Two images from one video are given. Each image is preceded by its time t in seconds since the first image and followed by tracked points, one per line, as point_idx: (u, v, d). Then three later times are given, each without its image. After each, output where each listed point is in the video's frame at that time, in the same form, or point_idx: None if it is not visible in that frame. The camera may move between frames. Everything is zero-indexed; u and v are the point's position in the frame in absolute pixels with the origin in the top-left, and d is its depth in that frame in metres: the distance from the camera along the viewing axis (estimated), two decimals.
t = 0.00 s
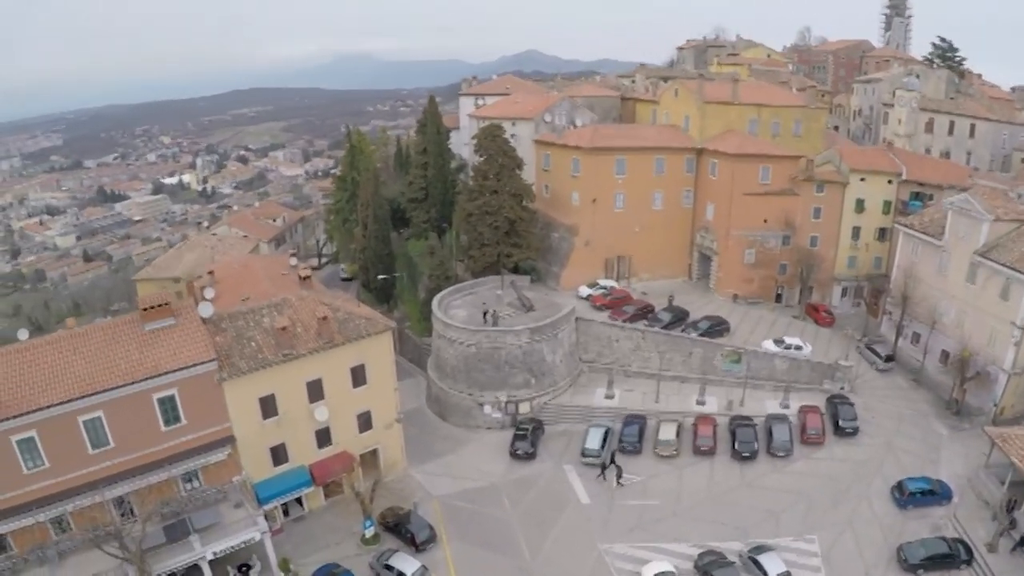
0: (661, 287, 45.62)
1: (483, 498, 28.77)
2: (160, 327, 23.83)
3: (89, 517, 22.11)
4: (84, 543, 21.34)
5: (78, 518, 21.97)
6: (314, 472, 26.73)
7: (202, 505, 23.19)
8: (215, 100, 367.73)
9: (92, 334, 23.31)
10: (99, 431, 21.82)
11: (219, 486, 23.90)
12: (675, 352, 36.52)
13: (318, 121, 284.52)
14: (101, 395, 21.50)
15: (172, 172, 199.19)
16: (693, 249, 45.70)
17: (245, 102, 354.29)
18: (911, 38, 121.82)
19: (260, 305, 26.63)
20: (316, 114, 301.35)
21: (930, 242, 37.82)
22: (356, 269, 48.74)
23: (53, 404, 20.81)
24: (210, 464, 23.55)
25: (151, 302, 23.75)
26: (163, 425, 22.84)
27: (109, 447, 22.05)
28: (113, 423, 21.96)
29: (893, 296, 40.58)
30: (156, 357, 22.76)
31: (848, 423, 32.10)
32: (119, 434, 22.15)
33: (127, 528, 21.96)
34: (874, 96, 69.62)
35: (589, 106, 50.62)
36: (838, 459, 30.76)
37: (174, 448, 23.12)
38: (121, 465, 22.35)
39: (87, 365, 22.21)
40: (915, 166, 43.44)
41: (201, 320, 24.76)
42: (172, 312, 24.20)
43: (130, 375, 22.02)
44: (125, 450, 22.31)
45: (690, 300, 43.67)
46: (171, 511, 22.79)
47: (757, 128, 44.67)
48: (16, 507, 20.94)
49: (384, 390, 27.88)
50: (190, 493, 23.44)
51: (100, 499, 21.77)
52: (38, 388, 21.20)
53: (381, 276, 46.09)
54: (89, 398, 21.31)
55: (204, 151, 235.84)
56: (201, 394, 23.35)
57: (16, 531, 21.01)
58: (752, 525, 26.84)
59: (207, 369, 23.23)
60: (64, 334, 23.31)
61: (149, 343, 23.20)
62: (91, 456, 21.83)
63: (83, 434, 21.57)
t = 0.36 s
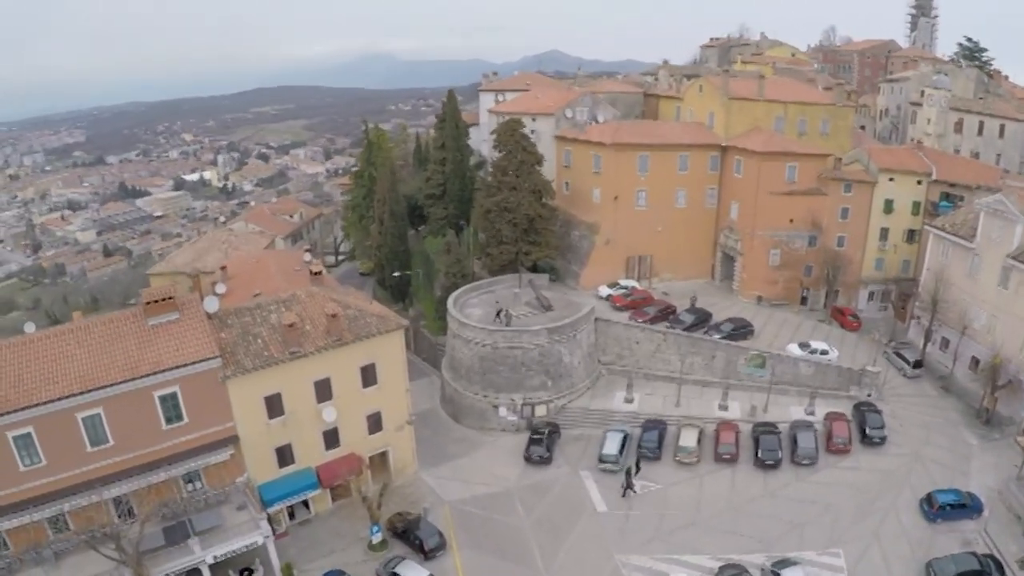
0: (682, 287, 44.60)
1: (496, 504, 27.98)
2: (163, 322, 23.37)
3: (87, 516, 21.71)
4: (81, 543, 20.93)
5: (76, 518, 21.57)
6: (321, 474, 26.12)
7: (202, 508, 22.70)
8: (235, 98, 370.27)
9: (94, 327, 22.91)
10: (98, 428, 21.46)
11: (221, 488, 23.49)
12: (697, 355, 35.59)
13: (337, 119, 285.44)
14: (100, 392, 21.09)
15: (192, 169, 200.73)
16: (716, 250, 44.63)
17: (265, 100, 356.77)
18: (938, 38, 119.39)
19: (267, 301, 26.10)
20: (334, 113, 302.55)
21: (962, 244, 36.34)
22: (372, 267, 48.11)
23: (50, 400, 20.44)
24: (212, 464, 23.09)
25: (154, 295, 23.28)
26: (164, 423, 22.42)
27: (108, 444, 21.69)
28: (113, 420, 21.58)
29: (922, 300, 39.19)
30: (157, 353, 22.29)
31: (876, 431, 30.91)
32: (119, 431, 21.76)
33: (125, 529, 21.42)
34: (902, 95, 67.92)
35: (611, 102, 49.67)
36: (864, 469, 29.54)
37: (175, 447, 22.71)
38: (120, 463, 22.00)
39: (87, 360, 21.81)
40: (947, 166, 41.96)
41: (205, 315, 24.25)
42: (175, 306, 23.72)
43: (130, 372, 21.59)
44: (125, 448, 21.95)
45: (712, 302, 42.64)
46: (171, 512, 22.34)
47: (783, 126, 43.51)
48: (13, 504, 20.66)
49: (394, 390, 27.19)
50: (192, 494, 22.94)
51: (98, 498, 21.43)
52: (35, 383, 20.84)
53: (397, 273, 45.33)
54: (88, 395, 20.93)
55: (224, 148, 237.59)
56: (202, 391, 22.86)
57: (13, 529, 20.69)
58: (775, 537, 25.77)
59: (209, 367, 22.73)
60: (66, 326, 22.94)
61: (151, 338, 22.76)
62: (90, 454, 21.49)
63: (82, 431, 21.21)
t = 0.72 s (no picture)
0: (693, 288, 43.52)
1: (499, 513, 26.98)
2: (152, 321, 22.71)
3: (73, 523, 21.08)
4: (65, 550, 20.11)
5: (61, 523, 20.94)
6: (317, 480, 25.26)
7: (193, 515, 21.88)
8: (243, 97, 370.91)
9: (82, 326, 22.30)
10: (83, 431, 20.76)
11: (211, 494, 22.74)
12: (709, 358, 34.53)
13: (344, 119, 285.20)
14: (85, 393, 20.39)
15: (198, 168, 200.61)
16: (728, 249, 43.55)
17: (272, 99, 357.20)
18: (949, 38, 117.75)
19: (262, 299, 25.26)
20: (340, 112, 302.55)
21: (981, 243, 34.99)
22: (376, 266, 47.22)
23: (33, 402, 19.73)
24: (203, 470, 22.40)
25: (144, 293, 22.66)
26: (153, 426, 21.72)
27: (95, 447, 21.00)
28: (99, 423, 20.89)
29: (940, 302, 37.91)
30: (145, 353, 21.57)
31: (894, 438, 29.71)
32: (106, 434, 21.08)
33: (112, 535, 20.87)
34: (916, 93, 66.63)
35: (620, 97, 48.61)
36: (881, 477, 28.34)
37: (165, 451, 21.99)
38: (108, 468, 21.31)
39: (73, 360, 21.14)
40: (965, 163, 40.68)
41: (196, 314, 23.51)
42: (165, 304, 23.02)
43: (117, 373, 20.88)
44: (112, 451, 21.27)
45: (724, 302, 41.55)
46: (161, 519, 21.48)
47: (796, 122, 42.43)
48: None
49: (394, 393, 26.24)
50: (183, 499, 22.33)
51: (83, 503, 20.75)
52: (19, 384, 20.18)
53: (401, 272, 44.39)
54: (73, 396, 20.23)
55: (231, 147, 237.48)
56: (192, 393, 22.10)
57: None
58: (790, 549, 24.65)
59: (199, 368, 21.93)
60: (53, 325, 22.33)
61: (140, 338, 22.10)
62: (75, 458, 20.81)
63: (67, 434, 20.52)
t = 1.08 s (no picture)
0: (702, 288, 42.42)
1: (501, 523, 25.93)
2: (139, 321, 21.89)
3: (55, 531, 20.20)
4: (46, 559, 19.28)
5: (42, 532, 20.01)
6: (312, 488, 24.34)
7: (180, 524, 20.97)
8: (247, 97, 370.57)
9: (66, 326, 21.53)
10: (66, 435, 20.00)
11: (199, 502, 21.50)
12: (719, 361, 33.43)
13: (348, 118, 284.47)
14: (66, 396, 19.61)
15: (202, 168, 200.20)
16: (739, 248, 42.46)
17: (277, 99, 357.00)
18: (961, 36, 115.95)
19: (254, 299, 24.35)
20: (345, 112, 301.95)
21: (999, 241, 33.65)
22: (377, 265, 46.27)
23: (11, 405, 18.95)
24: (191, 477, 21.56)
25: (130, 292, 21.80)
26: (138, 431, 20.92)
27: (77, 453, 20.24)
28: (82, 427, 20.13)
29: (957, 303, 36.66)
30: (129, 355, 20.76)
31: (912, 445, 28.50)
32: (89, 439, 20.31)
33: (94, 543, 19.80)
34: (929, 89, 65.24)
35: (628, 92, 47.54)
36: (899, 486, 27.17)
37: (151, 457, 21.20)
38: (91, 474, 20.57)
39: (55, 361, 20.36)
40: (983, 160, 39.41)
41: (184, 314, 22.65)
42: (152, 304, 22.17)
43: (99, 376, 20.07)
44: (95, 457, 20.50)
45: (733, 303, 40.45)
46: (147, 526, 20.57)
47: (808, 118, 41.31)
48: None
49: (390, 397, 25.26)
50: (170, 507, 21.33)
51: (65, 511, 20.00)
52: None
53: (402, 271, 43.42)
54: (54, 399, 19.46)
55: (235, 147, 237.00)
56: (179, 397, 21.27)
57: None
58: (804, 562, 23.54)
59: (186, 371, 21.09)
60: (36, 325, 21.55)
61: (125, 338, 21.28)
62: (57, 463, 20.06)
63: (48, 438, 19.76)
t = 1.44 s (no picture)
0: (701, 288, 41.39)
1: (492, 534, 24.85)
2: (111, 323, 20.79)
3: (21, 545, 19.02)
4: None
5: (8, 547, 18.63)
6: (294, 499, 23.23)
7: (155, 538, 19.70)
8: (243, 98, 369.44)
9: (35, 330, 20.43)
10: (33, 445, 18.90)
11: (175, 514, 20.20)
12: (720, 364, 32.39)
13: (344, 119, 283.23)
14: (32, 404, 18.49)
15: (197, 169, 198.82)
16: (739, 247, 41.47)
17: (272, 100, 355.49)
18: (959, 34, 115.28)
19: (233, 301, 23.24)
20: (341, 112, 300.71)
21: (1008, 240, 32.61)
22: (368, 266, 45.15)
23: None
24: (166, 488, 20.48)
25: (100, 294, 20.64)
26: (110, 440, 19.83)
27: (46, 463, 19.17)
28: (50, 437, 19.03)
29: (964, 303, 35.65)
30: (100, 360, 19.66)
31: (921, 451, 27.45)
32: (58, 449, 19.23)
33: (65, 556, 18.65)
34: (929, 86, 64.41)
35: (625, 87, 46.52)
36: (908, 493, 26.12)
37: (124, 467, 20.13)
38: (61, 485, 19.49)
39: (21, 367, 19.24)
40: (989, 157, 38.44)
41: (159, 315, 21.53)
42: (124, 305, 21.04)
43: (67, 382, 18.94)
44: (65, 468, 19.43)
45: (733, 304, 39.41)
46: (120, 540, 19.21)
47: (809, 113, 40.34)
48: None
49: (376, 403, 24.19)
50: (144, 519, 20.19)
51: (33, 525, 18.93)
52: None
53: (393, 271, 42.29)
54: (19, 407, 18.34)
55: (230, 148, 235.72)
56: (153, 404, 20.16)
57: None
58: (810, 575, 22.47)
59: (160, 376, 19.98)
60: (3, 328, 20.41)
61: (96, 342, 20.16)
62: (24, 475, 18.98)
63: (15, 448, 18.67)
